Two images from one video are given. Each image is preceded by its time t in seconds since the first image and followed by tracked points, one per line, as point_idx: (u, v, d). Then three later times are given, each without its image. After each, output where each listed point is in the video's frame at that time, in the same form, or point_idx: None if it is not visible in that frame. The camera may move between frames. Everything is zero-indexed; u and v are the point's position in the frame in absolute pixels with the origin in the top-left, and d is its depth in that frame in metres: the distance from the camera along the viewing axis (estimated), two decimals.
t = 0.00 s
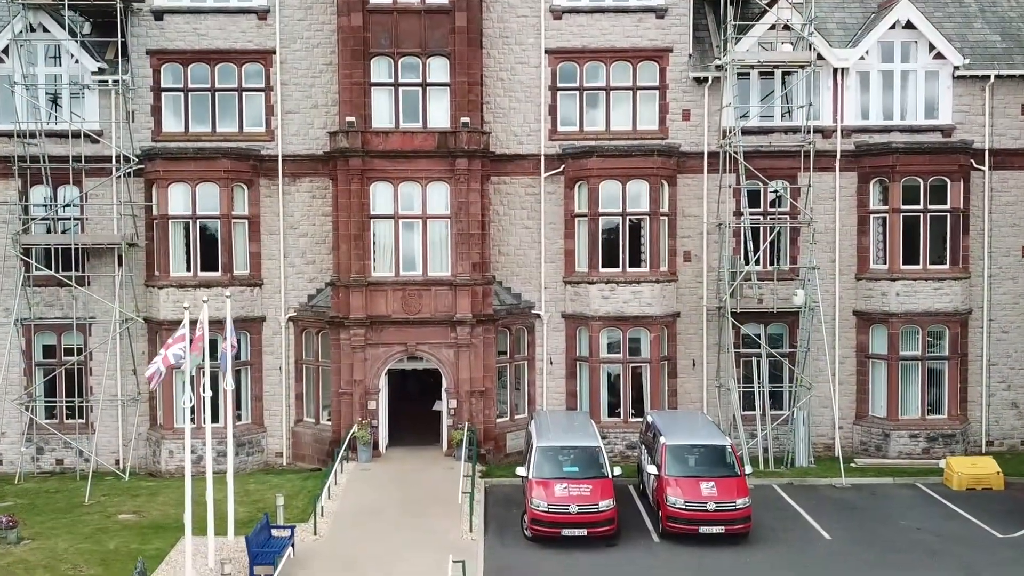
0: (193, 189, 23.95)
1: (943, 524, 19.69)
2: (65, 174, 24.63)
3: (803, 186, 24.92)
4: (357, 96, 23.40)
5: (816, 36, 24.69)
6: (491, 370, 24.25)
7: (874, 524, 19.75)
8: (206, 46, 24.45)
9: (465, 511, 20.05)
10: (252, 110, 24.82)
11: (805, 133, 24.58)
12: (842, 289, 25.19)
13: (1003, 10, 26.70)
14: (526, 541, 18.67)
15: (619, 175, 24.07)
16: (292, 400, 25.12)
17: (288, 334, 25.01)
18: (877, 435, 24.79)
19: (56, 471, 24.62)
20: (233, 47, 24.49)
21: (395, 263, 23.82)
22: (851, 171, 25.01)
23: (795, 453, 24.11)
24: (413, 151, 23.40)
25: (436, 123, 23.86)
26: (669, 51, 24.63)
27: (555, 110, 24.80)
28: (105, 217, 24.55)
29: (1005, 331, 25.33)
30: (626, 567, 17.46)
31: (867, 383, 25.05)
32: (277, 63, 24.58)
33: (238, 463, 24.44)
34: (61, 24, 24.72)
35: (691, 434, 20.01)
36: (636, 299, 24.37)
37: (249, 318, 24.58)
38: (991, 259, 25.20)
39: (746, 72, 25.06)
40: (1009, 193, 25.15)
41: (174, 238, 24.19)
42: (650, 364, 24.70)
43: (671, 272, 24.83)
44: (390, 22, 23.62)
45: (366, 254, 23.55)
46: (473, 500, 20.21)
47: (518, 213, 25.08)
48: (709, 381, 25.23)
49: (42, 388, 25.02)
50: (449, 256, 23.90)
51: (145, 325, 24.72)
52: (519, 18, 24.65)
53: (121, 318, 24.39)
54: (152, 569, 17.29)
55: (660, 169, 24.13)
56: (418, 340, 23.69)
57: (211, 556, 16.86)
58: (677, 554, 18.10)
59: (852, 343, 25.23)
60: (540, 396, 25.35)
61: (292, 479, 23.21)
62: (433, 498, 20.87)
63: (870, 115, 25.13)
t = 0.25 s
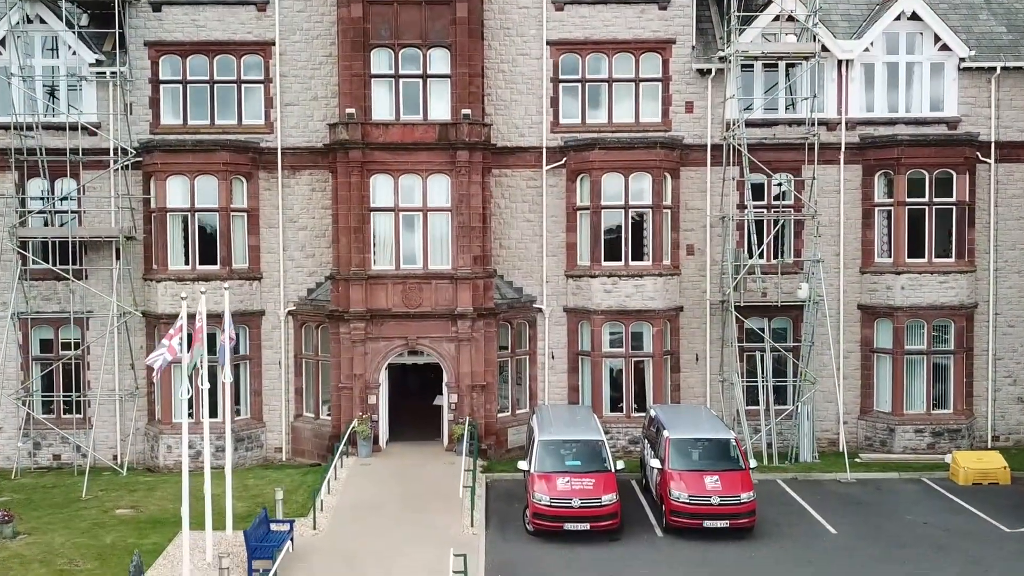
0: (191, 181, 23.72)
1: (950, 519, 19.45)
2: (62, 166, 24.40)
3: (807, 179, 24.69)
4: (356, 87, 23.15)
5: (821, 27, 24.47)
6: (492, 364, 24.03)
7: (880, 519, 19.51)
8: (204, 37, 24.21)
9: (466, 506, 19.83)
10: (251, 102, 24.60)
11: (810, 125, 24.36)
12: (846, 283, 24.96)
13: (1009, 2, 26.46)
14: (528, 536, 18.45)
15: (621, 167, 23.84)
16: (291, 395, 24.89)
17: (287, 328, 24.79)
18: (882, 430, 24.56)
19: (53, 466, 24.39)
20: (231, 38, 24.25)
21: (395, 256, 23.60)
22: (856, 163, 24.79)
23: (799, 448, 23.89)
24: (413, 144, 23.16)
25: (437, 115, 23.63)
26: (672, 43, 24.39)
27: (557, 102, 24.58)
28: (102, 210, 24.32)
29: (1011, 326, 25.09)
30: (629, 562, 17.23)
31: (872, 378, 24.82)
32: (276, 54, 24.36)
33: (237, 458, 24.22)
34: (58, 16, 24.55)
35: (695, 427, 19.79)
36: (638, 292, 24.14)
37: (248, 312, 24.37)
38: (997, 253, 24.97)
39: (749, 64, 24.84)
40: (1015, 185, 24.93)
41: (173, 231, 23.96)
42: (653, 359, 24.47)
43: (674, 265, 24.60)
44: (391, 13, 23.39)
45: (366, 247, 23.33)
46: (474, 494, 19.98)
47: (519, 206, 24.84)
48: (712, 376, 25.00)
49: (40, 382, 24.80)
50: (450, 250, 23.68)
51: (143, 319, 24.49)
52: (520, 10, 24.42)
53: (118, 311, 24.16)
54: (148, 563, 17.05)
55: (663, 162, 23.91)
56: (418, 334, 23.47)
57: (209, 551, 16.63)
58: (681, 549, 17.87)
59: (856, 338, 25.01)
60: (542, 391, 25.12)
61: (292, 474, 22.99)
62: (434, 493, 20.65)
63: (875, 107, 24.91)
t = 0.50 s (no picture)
0: (190, 173, 23.52)
1: (957, 513, 19.24)
2: (59, 158, 24.20)
3: (811, 170, 24.49)
4: (356, 78, 22.94)
5: (824, 18, 24.30)
6: (493, 357, 23.84)
7: (886, 512, 19.30)
8: (203, 28, 24.00)
9: (467, 499, 19.64)
10: (250, 93, 24.40)
11: (813, 116, 24.17)
12: (851, 276, 24.76)
13: None
14: (530, 528, 18.23)
15: (623, 159, 23.64)
16: (291, 388, 24.69)
17: (287, 321, 24.58)
18: (886, 424, 24.35)
19: (51, 460, 24.20)
20: (230, 29, 24.05)
21: (396, 248, 23.39)
22: (860, 155, 24.58)
23: (803, 442, 23.68)
24: (414, 135, 22.96)
25: (437, 106, 23.43)
26: (675, 34, 24.19)
27: (559, 93, 24.37)
28: (100, 202, 24.13)
29: (1016, 319, 24.88)
30: (632, 555, 17.03)
31: (876, 372, 24.62)
32: (275, 45, 24.15)
33: (236, 453, 24.02)
34: (56, 6, 24.33)
35: (699, 420, 19.59)
36: (641, 285, 23.93)
37: (248, 305, 24.17)
38: (1002, 246, 24.76)
39: (753, 55, 24.65)
40: (1020, 177, 24.72)
41: (171, 223, 23.75)
42: (655, 352, 24.27)
43: (677, 258, 24.39)
44: (391, 3, 23.19)
45: (366, 239, 23.12)
46: (475, 487, 19.77)
47: (520, 198, 24.63)
48: (715, 369, 24.80)
49: (37, 376, 24.62)
50: (451, 242, 23.47)
51: (141, 312, 24.29)
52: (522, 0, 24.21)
53: (117, 304, 23.96)
54: (146, 556, 16.85)
55: (665, 153, 23.70)
56: (419, 327, 23.26)
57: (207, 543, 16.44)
58: (684, 542, 17.66)
59: (860, 331, 24.81)
60: (544, 385, 24.92)
61: (291, 467, 22.79)
62: (434, 486, 20.47)
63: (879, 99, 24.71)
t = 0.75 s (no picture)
0: (189, 165, 23.33)
1: (964, 506, 19.05)
2: (57, 150, 24.02)
3: (815, 163, 24.31)
4: (357, 69, 22.75)
5: (829, 9, 24.12)
6: (495, 351, 23.66)
7: (892, 506, 19.11)
8: (202, 19, 23.81)
9: (469, 492, 19.47)
10: (250, 85, 24.22)
11: (818, 108, 23.98)
12: (855, 269, 24.58)
13: None
14: (533, 522, 18.05)
15: (626, 151, 23.44)
16: (291, 382, 24.51)
17: (287, 315, 24.40)
18: (891, 418, 24.17)
19: (49, 455, 24.03)
20: (230, 20, 23.86)
21: (397, 240, 23.21)
22: (865, 147, 24.40)
23: (807, 436, 23.51)
24: (415, 126, 22.77)
25: (439, 97, 23.24)
26: (677, 25, 24.01)
27: (561, 85, 24.18)
28: (99, 194, 23.96)
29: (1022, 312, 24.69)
30: (636, 547, 16.84)
31: (881, 366, 24.44)
32: (275, 36, 23.97)
33: (236, 447, 23.84)
34: None
35: (703, 412, 19.41)
36: (644, 278, 23.74)
37: (247, 298, 23.98)
38: (1008, 238, 24.58)
39: (756, 46, 24.46)
40: None
41: (170, 216, 23.57)
42: (658, 346, 24.09)
43: (680, 251, 24.22)
44: None
45: (367, 231, 22.94)
46: (476, 480, 19.58)
47: (522, 190, 24.45)
48: (718, 363, 24.61)
49: (35, 369, 24.44)
50: (452, 234, 23.29)
51: (140, 306, 24.11)
52: None
53: (115, 297, 23.78)
54: (144, 549, 16.67)
55: (668, 145, 23.51)
56: (420, 320, 23.08)
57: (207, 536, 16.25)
58: (689, 535, 17.48)
59: (865, 324, 24.63)
60: (545, 379, 24.74)
61: (291, 461, 22.61)
62: (435, 479, 20.29)
63: (884, 90, 24.52)
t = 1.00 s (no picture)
0: (190, 156, 23.16)
1: (972, 499, 18.88)
2: (57, 141, 23.86)
3: (819, 154, 24.14)
4: (358, 59, 22.57)
5: None
6: (497, 343, 23.49)
7: (899, 498, 18.94)
8: (202, 9, 23.63)
9: (472, 484, 19.31)
10: (250, 75, 24.05)
11: (823, 99, 23.82)
12: (860, 261, 24.41)
13: None
14: (536, 514, 17.87)
15: (630, 142, 23.26)
16: (292, 375, 24.34)
17: (288, 307, 24.23)
18: (896, 412, 24.00)
19: (48, 448, 23.86)
20: (230, 10, 23.68)
21: (399, 232, 23.04)
22: (870, 139, 24.24)
23: (812, 430, 23.34)
24: (417, 117, 22.60)
25: (441, 88, 23.06)
26: (681, 15, 23.83)
27: (564, 75, 24.02)
28: (99, 185, 23.80)
29: None
30: (641, 539, 16.68)
31: (886, 359, 24.27)
32: (276, 26, 23.79)
33: (236, 440, 23.67)
34: None
35: (707, 404, 19.24)
36: (647, 271, 23.57)
37: (248, 291, 23.81)
38: (1014, 231, 24.40)
39: (761, 37, 24.29)
40: None
41: (171, 207, 23.39)
42: (661, 339, 23.91)
43: (684, 243, 24.04)
44: None
45: (369, 223, 22.76)
46: (479, 473, 19.41)
47: (525, 182, 24.28)
48: (722, 356, 24.43)
49: (35, 362, 24.27)
50: (455, 226, 23.11)
51: (140, 298, 23.95)
52: None
53: (115, 289, 23.61)
54: (144, 541, 16.49)
55: (672, 137, 23.34)
56: (422, 312, 22.91)
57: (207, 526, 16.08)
58: (694, 527, 17.31)
59: (870, 317, 24.47)
60: (548, 372, 24.58)
61: (292, 454, 22.45)
62: (438, 472, 20.13)
63: (889, 81, 24.36)
